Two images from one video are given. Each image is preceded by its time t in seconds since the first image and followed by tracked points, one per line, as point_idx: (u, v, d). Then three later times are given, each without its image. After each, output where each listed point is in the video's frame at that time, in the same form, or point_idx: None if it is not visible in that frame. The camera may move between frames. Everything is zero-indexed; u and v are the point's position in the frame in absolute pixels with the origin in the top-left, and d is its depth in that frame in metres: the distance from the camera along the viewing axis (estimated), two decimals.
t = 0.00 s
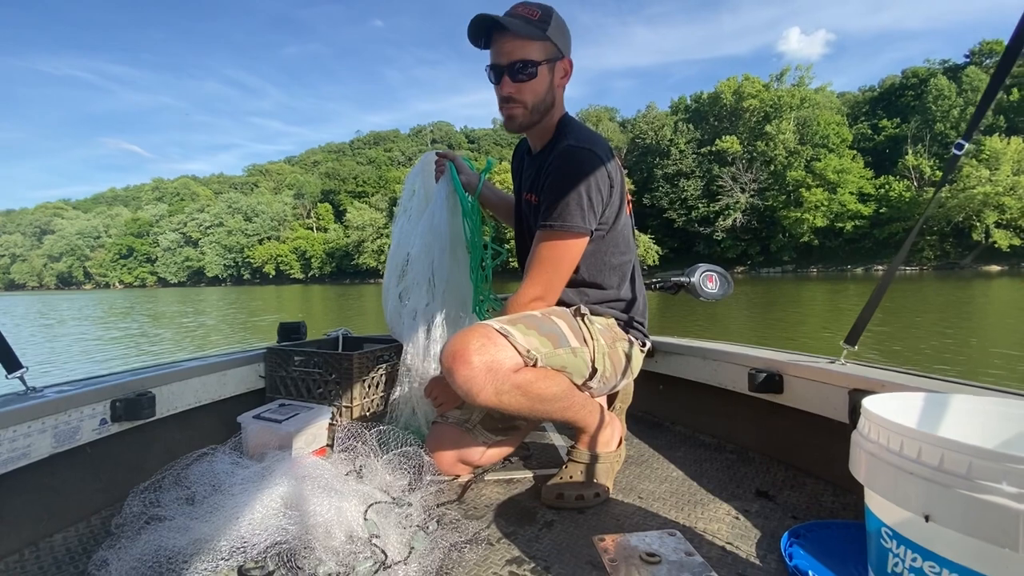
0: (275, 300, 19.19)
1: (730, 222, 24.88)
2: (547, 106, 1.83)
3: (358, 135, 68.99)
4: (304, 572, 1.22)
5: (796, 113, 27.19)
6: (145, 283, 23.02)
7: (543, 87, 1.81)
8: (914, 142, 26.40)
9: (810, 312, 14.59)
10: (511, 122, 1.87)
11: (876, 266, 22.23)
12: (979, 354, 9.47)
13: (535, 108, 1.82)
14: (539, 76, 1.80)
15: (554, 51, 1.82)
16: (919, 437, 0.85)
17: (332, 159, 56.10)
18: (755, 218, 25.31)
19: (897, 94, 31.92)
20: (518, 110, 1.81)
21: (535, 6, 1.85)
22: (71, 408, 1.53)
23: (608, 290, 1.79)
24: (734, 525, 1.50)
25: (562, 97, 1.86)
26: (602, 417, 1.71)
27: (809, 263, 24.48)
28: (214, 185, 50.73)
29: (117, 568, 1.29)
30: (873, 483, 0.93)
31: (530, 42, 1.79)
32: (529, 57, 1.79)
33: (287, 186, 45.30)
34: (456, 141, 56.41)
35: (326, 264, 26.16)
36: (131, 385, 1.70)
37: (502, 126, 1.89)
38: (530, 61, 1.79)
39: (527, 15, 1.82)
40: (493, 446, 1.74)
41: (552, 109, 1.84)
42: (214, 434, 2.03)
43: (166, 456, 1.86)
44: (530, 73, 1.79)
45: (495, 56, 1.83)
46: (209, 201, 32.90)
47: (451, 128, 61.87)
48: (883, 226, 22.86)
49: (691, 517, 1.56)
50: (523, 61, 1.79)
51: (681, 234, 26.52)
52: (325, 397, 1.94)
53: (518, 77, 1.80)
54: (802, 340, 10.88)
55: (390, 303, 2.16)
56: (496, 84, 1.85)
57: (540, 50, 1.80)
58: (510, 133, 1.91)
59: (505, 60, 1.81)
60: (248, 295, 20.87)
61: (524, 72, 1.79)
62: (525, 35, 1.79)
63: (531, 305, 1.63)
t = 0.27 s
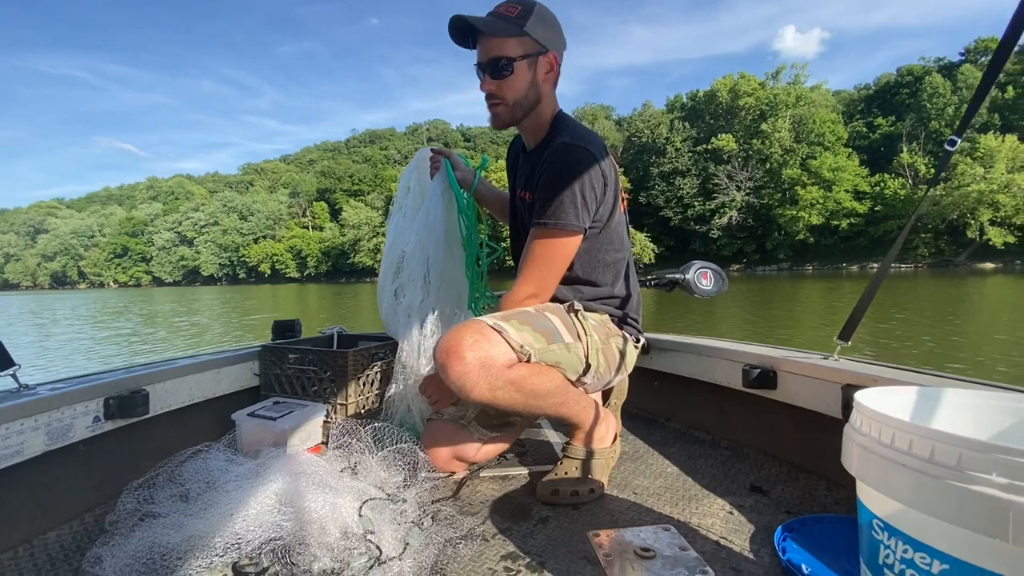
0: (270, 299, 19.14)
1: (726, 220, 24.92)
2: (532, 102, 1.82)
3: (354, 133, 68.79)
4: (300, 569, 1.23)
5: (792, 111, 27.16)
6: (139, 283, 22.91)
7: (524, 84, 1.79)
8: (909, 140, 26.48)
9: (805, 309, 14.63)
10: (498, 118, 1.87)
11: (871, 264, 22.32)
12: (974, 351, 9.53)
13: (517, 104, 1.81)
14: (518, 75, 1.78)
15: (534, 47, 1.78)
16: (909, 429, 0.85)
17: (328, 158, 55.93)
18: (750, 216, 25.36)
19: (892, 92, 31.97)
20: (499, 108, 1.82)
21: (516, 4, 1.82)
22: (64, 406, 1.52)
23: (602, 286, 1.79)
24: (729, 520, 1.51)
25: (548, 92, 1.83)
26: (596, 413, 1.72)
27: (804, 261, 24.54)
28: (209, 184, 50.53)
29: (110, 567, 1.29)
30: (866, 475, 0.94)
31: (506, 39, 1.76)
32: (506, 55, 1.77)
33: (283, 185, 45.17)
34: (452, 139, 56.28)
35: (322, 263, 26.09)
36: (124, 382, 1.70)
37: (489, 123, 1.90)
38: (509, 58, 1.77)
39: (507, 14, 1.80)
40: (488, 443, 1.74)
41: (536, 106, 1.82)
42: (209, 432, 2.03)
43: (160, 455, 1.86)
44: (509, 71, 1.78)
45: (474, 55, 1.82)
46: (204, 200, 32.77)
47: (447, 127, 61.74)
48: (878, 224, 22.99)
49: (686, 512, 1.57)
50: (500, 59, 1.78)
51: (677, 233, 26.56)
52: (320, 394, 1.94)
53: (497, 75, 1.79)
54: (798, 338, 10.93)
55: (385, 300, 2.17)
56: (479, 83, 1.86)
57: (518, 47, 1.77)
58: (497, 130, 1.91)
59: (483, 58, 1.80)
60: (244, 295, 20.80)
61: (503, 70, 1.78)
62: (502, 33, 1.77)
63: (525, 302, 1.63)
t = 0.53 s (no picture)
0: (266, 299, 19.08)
1: (722, 220, 24.96)
2: (518, 107, 1.82)
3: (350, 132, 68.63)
4: (296, 568, 1.23)
5: (787, 112, 27.10)
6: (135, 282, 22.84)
7: (503, 94, 1.79)
8: (904, 140, 26.59)
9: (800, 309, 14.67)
10: (492, 126, 1.92)
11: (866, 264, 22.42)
12: (969, 350, 9.58)
13: (503, 113, 1.83)
14: (496, 86, 1.79)
15: (503, 55, 1.75)
16: (904, 426, 0.86)
17: (324, 157, 55.81)
18: (747, 217, 25.41)
19: (888, 93, 32.08)
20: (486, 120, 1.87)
21: (483, 14, 1.80)
22: (58, 405, 1.52)
23: (599, 286, 1.79)
24: (725, 518, 1.51)
25: (532, 92, 1.80)
26: (594, 411, 1.72)
27: (800, 261, 24.64)
28: (205, 183, 50.36)
29: (105, 566, 1.28)
30: (860, 473, 0.94)
31: (477, 57, 1.78)
32: (481, 70, 1.78)
33: (279, 184, 45.05)
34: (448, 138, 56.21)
35: (318, 263, 26.03)
36: (120, 381, 1.70)
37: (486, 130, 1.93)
38: (486, 72, 1.78)
39: (473, 29, 1.79)
40: (485, 442, 1.74)
41: (524, 109, 1.82)
42: (205, 431, 2.03)
43: (156, 455, 1.85)
44: (487, 85, 1.79)
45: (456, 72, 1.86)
46: (200, 199, 32.66)
47: (444, 126, 61.66)
48: (873, 225, 23.09)
49: (683, 510, 1.57)
50: (474, 78, 1.80)
51: (673, 233, 26.60)
52: (316, 394, 1.94)
53: (478, 90, 1.82)
54: (794, 337, 10.97)
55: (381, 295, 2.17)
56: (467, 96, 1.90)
57: (490, 59, 1.76)
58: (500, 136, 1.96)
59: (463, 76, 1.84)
60: (240, 295, 20.75)
61: (481, 86, 1.80)
62: (472, 51, 1.78)
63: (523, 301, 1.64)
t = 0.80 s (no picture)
0: (262, 300, 19.03)
1: (719, 222, 25.01)
2: (513, 111, 1.83)
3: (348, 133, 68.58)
4: (294, 569, 1.23)
5: (784, 115, 27.17)
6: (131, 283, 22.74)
7: (497, 101, 1.80)
8: (900, 144, 26.67)
9: (797, 311, 14.69)
10: (493, 132, 1.93)
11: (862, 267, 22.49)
12: (965, 353, 9.60)
13: (500, 119, 1.85)
14: (489, 94, 1.80)
15: (492, 62, 1.76)
16: (901, 428, 0.86)
17: (322, 158, 55.77)
18: (744, 219, 25.46)
19: (884, 97, 32.18)
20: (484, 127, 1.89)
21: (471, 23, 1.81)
22: (55, 406, 1.52)
23: (598, 288, 1.80)
24: (723, 519, 1.52)
25: (525, 96, 1.80)
26: (593, 412, 1.73)
27: (797, 264, 24.71)
28: (202, 184, 50.27)
29: (103, 567, 1.28)
30: (858, 474, 0.95)
31: (468, 68, 1.80)
32: (473, 80, 1.80)
33: (276, 185, 44.97)
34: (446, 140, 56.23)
35: (315, 264, 25.99)
36: (116, 382, 1.70)
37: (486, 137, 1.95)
38: (478, 82, 1.80)
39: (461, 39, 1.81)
40: (483, 444, 1.74)
41: (519, 113, 1.82)
42: (201, 432, 2.02)
43: (153, 456, 1.85)
44: (480, 94, 1.81)
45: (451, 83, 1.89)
46: (197, 200, 32.58)
47: (442, 128, 61.66)
48: (869, 227, 23.16)
49: (681, 511, 1.58)
50: (467, 88, 1.82)
51: (671, 235, 26.65)
52: (313, 395, 1.94)
53: (473, 99, 1.84)
54: (792, 340, 10.99)
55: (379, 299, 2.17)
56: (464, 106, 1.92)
57: (480, 68, 1.78)
58: (501, 141, 1.98)
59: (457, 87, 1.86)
60: (237, 296, 20.71)
61: (475, 95, 1.82)
62: (463, 61, 1.80)
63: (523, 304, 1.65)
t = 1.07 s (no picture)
0: (260, 303, 19.00)
1: (717, 227, 25.06)
2: (514, 116, 1.83)
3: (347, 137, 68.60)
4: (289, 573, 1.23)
5: (782, 121, 27.25)
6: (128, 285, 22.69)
7: (497, 106, 1.81)
8: (897, 150, 26.76)
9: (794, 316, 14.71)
10: (494, 138, 1.93)
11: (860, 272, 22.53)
12: (963, 359, 9.60)
13: (501, 124, 1.85)
14: (489, 99, 1.80)
15: (491, 68, 1.77)
16: (897, 433, 0.87)
17: (321, 161, 55.79)
18: (742, 224, 25.49)
19: (881, 103, 32.29)
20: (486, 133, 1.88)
21: (467, 31, 1.82)
22: (50, 409, 1.51)
23: (597, 292, 1.80)
24: (720, 524, 1.52)
25: (526, 99, 1.80)
26: (590, 417, 1.73)
27: (794, 269, 24.77)
28: (201, 186, 50.23)
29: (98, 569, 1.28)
30: (853, 478, 0.95)
31: (466, 76, 1.80)
32: (473, 87, 1.80)
33: (275, 187, 44.95)
34: (445, 143, 56.29)
35: (313, 267, 25.96)
36: (112, 385, 1.69)
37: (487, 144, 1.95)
38: (478, 89, 1.80)
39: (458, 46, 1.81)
40: (480, 448, 1.74)
41: (520, 117, 1.82)
42: (196, 436, 2.02)
43: (147, 460, 1.84)
44: (480, 101, 1.81)
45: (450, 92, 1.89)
46: (195, 202, 32.54)
47: (441, 132, 61.70)
48: (866, 233, 23.21)
49: (678, 516, 1.58)
50: (467, 95, 1.83)
51: (669, 239, 26.68)
52: (308, 399, 1.93)
53: (474, 107, 1.84)
54: (790, 344, 11.00)
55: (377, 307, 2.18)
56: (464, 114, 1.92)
57: (479, 74, 1.78)
58: (502, 147, 1.99)
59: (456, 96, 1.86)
60: (234, 298, 20.68)
61: (476, 101, 1.82)
62: (460, 71, 1.81)
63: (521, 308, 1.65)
